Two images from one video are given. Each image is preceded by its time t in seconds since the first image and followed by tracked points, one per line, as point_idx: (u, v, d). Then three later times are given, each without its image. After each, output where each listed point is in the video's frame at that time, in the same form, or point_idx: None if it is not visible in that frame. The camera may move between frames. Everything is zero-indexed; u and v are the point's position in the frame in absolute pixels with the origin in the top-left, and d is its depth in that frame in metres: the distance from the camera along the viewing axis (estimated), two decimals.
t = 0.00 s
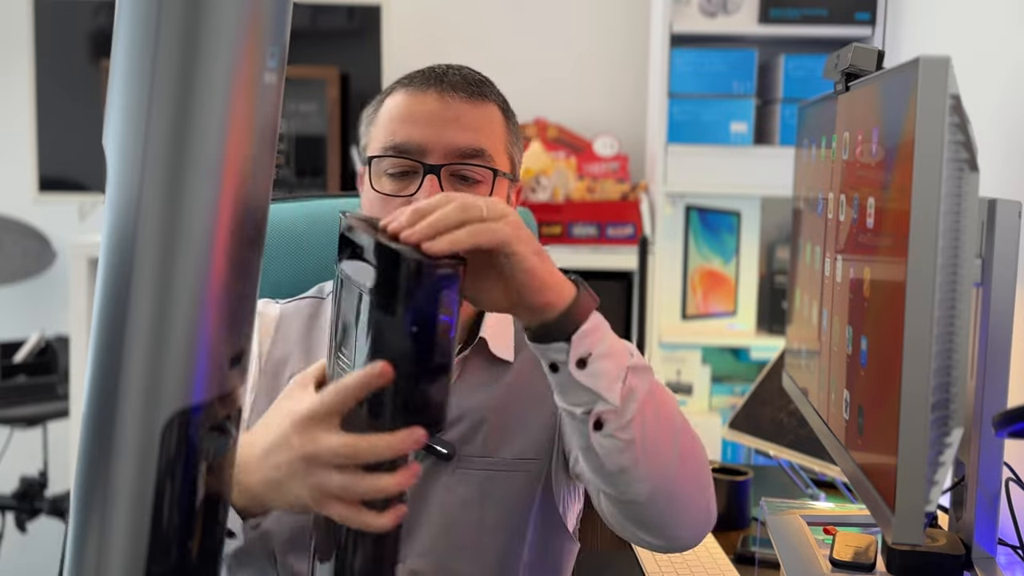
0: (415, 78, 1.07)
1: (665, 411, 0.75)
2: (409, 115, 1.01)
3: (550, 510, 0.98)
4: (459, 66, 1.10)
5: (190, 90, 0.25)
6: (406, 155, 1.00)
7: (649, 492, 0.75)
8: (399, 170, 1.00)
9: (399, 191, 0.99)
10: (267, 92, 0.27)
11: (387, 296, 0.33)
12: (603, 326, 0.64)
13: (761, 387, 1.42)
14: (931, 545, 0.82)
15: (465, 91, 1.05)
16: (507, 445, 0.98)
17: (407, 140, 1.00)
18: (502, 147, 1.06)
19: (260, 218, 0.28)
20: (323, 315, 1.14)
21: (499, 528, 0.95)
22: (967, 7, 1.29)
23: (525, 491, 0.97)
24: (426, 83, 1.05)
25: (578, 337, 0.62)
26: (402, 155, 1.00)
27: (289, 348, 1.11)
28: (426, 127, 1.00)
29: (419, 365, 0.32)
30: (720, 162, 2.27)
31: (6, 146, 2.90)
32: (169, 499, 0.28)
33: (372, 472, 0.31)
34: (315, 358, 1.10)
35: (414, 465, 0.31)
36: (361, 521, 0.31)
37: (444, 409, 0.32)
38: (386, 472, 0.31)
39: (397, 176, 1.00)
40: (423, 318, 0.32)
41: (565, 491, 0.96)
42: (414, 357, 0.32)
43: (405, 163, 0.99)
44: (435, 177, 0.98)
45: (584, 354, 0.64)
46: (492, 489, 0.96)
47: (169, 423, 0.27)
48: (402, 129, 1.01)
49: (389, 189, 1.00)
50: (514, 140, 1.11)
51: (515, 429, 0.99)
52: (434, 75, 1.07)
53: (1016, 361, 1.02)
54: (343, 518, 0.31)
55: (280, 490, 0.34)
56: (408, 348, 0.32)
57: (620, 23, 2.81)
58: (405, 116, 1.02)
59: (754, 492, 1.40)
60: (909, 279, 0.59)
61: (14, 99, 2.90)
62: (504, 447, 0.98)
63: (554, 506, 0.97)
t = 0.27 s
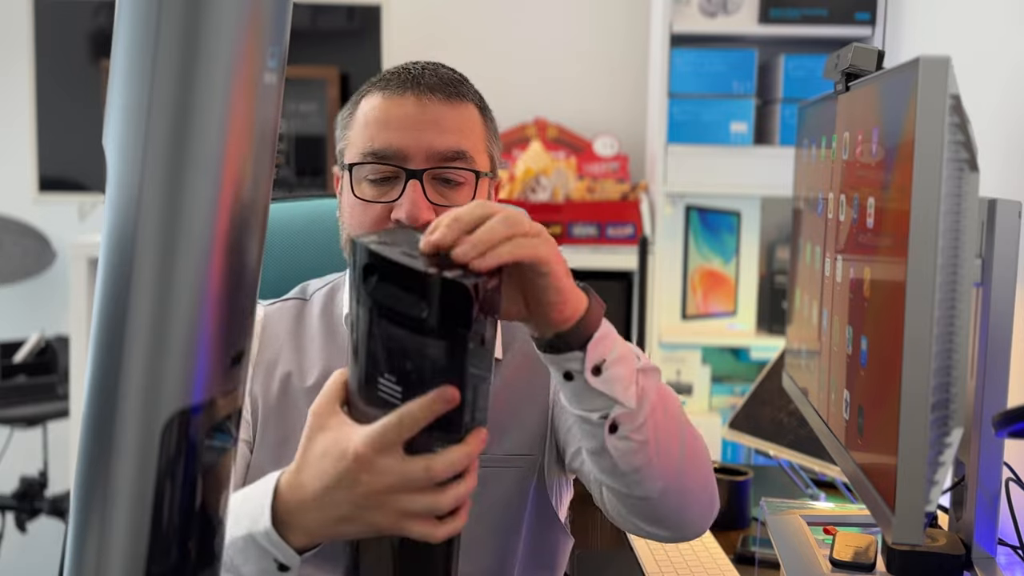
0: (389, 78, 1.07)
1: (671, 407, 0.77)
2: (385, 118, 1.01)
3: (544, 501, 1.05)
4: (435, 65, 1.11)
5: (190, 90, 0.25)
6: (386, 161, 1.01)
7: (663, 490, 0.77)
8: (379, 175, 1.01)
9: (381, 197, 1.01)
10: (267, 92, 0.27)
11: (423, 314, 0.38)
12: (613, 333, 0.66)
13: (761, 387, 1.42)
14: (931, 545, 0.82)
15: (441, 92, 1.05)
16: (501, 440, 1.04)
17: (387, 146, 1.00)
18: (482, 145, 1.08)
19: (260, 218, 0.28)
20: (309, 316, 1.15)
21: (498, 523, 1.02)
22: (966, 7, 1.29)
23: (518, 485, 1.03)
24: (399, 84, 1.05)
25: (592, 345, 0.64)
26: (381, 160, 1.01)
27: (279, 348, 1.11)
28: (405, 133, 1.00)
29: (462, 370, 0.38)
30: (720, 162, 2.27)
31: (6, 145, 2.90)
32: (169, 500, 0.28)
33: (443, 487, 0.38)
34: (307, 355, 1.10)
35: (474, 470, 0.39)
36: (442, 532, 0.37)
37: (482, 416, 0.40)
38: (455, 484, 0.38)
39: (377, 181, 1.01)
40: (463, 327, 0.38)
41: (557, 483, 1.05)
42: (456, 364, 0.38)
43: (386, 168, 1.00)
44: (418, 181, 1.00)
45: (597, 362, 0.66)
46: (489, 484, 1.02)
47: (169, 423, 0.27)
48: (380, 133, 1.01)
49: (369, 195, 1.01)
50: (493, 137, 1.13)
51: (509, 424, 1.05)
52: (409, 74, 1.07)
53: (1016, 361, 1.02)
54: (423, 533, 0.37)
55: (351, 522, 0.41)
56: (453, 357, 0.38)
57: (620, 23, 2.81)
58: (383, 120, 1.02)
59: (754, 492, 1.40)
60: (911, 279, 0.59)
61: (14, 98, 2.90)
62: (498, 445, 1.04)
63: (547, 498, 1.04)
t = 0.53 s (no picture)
0: (383, 79, 1.07)
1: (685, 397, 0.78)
2: (381, 121, 1.01)
3: (543, 497, 1.06)
4: (429, 66, 1.10)
5: (189, 91, 0.25)
6: (383, 166, 1.01)
7: (677, 480, 0.78)
8: (375, 179, 1.02)
9: (376, 201, 1.01)
10: (267, 93, 0.27)
11: (455, 332, 0.39)
12: (629, 330, 0.65)
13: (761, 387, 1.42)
14: (931, 545, 0.82)
15: (436, 94, 1.05)
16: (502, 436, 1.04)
17: (383, 150, 1.01)
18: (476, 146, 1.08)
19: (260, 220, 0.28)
20: (306, 316, 1.15)
21: (498, 519, 1.02)
22: (967, 7, 1.29)
23: (518, 482, 1.04)
24: (392, 86, 1.04)
25: (609, 345, 0.63)
26: (377, 165, 1.01)
27: (278, 348, 1.11)
28: (402, 137, 1.01)
29: (489, 383, 0.41)
30: (720, 162, 2.27)
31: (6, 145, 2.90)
32: (169, 500, 0.27)
33: (472, 492, 0.42)
34: (306, 355, 1.10)
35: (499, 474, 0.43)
36: (468, 533, 0.43)
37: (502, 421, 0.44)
38: (482, 487, 0.43)
39: (373, 184, 1.02)
40: (491, 343, 0.41)
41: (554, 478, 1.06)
42: (483, 376, 0.41)
43: (383, 172, 1.01)
44: (416, 185, 1.01)
45: (614, 361, 0.65)
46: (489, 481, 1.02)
47: (169, 423, 0.27)
48: (376, 137, 1.01)
49: (364, 198, 1.01)
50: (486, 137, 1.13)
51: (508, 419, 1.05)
52: (403, 76, 1.07)
53: (1016, 361, 1.02)
54: (452, 534, 0.43)
55: (378, 525, 0.45)
56: (481, 371, 0.41)
57: (620, 23, 2.81)
58: (379, 125, 1.01)
59: (754, 492, 1.40)
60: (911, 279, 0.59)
61: (14, 98, 2.90)
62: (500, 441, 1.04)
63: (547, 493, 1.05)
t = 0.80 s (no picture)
0: (386, 81, 1.07)
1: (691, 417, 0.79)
2: (384, 124, 1.01)
3: (544, 495, 1.06)
4: (431, 67, 1.10)
5: (190, 90, 0.25)
6: (388, 168, 1.01)
7: (680, 495, 0.79)
8: (378, 181, 1.02)
9: (379, 203, 1.02)
10: (267, 93, 0.27)
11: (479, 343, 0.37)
12: (646, 356, 0.64)
13: (761, 387, 1.42)
14: (931, 545, 0.82)
15: (439, 96, 1.04)
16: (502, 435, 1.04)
17: (387, 153, 1.01)
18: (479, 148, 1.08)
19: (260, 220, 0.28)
20: (309, 313, 1.15)
21: (499, 518, 1.02)
22: (967, 8, 1.29)
23: (519, 480, 1.04)
24: (396, 89, 1.04)
25: (626, 371, 0.63)
26: (380, 168, 1.02)
27: (280, 345, 1.11)
28: (405, 140, 1.01)
29: (501, 402, 0.40)
30: (721, 162, 2.27)
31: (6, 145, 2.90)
32: (169, 499, 0.27)
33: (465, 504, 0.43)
34: (308, 353, 1.10)
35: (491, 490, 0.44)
36: (452, 542, 0.44)
37: (505, 436, 0.45)
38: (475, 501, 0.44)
39: (376, 187, 1.02)
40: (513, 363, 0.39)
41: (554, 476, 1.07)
42: (497, 396, 0.40)
43: (387, 175, 1.02)
44: (419, 188, 1.01)
45: (630, 385, 0.64)
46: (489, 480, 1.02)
47: (169, 423, 0.27)
48: (380, 141, 1.01)
49: (368, 201, 1.02)
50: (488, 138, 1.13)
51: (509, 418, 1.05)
52: (407, 78, 1.07)
53: (1016, 361, 1.02)
54: (437, 541, 0.44)
55: (370, 523, 0.47)
56: (497, 389, 0.39)
57: (620, 23, 2.81)
58: (382, 128, 1.02)
59: (754, 492, 1.40)
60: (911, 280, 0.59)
61: (14, 98, 2.90)
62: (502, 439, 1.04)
63: (547, 492, 1.05)
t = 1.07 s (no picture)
0: (389, 82, 1.07)
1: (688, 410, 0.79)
2: (387, 126, 1.02)
3: (544, 495, 1.06)
4: (434, 69, 1.10)
5: (189, 90, 0.25)
6: (391, 171, 1.02)
7: (680, 483, 0.78)
8: (381, 183, 1.02)
9: (382, 205, 1.02)
10: (267, 94, 0.27)
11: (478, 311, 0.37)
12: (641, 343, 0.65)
13: (761, 387, 1.42)
14: (931, 545, 0.82)
15: (442, 98, 1.04)
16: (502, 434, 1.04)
17: (390, 155, 1.01)
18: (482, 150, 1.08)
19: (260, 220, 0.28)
20: (311, 314, 1.15)
21: (499, 516, 1.02)
22: (967, 7, 1.29)
23: (518, 479, 1.04)
24: (399, 90, 1.04)
25: (624, 359, 0.63)
26: (384, 170, 1.02)
27: (282, 344, 1.11)
28: (408, 143, 1.01)
29: (491, 392, 0.41)
30: (721, 162, 2.27)
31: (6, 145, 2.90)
32: (169, 500, 0.27)
33: (450, 498, 0.44)
34: (310, 353, 1.10)
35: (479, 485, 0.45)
36: (438, 538, 0.45)
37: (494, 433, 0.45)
38: (460, 496, 0.45)
39: (379, 189, 1.03)
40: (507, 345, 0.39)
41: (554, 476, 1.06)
42: (488, 381, 0.40)
43: (390, 177, 1.02)
44: (423, 190, 1.01)
45: (629, 373, 0.65)
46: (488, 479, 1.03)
47: (169, 423, 0.27)
48: (383, 143, 1.02)
49: (371, 203, 1.03)
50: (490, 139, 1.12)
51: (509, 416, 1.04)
52: (409, 79, 1.06)
53: (1016, 361, 1.02)
54: (423, 536, 0.45)
55: (357, 516, 0.47)
56: (488, 371, 0.39)
57: (619, 23, 2.81)
58: (385, 130, 1.02)
59: (754, 492, 1.40)
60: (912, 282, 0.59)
61: (14, 99, 2.90)
62: (501, 438, 1.04)
63: (547, 492, 1.05)
